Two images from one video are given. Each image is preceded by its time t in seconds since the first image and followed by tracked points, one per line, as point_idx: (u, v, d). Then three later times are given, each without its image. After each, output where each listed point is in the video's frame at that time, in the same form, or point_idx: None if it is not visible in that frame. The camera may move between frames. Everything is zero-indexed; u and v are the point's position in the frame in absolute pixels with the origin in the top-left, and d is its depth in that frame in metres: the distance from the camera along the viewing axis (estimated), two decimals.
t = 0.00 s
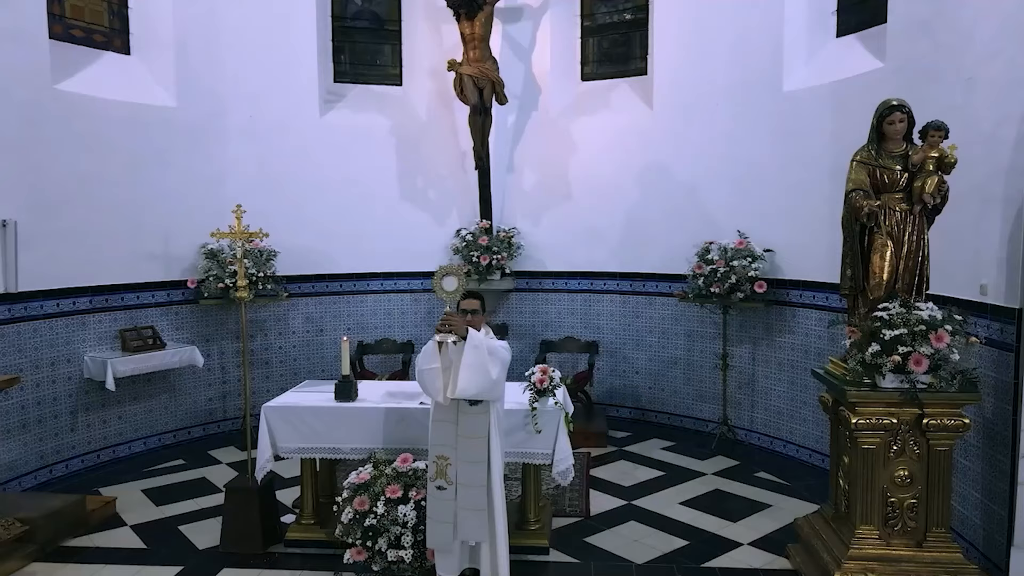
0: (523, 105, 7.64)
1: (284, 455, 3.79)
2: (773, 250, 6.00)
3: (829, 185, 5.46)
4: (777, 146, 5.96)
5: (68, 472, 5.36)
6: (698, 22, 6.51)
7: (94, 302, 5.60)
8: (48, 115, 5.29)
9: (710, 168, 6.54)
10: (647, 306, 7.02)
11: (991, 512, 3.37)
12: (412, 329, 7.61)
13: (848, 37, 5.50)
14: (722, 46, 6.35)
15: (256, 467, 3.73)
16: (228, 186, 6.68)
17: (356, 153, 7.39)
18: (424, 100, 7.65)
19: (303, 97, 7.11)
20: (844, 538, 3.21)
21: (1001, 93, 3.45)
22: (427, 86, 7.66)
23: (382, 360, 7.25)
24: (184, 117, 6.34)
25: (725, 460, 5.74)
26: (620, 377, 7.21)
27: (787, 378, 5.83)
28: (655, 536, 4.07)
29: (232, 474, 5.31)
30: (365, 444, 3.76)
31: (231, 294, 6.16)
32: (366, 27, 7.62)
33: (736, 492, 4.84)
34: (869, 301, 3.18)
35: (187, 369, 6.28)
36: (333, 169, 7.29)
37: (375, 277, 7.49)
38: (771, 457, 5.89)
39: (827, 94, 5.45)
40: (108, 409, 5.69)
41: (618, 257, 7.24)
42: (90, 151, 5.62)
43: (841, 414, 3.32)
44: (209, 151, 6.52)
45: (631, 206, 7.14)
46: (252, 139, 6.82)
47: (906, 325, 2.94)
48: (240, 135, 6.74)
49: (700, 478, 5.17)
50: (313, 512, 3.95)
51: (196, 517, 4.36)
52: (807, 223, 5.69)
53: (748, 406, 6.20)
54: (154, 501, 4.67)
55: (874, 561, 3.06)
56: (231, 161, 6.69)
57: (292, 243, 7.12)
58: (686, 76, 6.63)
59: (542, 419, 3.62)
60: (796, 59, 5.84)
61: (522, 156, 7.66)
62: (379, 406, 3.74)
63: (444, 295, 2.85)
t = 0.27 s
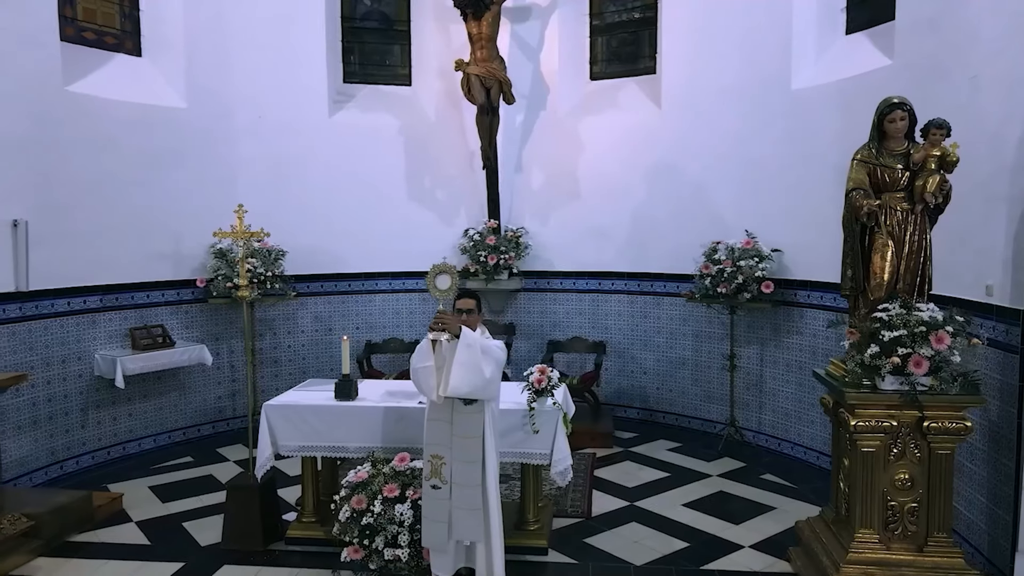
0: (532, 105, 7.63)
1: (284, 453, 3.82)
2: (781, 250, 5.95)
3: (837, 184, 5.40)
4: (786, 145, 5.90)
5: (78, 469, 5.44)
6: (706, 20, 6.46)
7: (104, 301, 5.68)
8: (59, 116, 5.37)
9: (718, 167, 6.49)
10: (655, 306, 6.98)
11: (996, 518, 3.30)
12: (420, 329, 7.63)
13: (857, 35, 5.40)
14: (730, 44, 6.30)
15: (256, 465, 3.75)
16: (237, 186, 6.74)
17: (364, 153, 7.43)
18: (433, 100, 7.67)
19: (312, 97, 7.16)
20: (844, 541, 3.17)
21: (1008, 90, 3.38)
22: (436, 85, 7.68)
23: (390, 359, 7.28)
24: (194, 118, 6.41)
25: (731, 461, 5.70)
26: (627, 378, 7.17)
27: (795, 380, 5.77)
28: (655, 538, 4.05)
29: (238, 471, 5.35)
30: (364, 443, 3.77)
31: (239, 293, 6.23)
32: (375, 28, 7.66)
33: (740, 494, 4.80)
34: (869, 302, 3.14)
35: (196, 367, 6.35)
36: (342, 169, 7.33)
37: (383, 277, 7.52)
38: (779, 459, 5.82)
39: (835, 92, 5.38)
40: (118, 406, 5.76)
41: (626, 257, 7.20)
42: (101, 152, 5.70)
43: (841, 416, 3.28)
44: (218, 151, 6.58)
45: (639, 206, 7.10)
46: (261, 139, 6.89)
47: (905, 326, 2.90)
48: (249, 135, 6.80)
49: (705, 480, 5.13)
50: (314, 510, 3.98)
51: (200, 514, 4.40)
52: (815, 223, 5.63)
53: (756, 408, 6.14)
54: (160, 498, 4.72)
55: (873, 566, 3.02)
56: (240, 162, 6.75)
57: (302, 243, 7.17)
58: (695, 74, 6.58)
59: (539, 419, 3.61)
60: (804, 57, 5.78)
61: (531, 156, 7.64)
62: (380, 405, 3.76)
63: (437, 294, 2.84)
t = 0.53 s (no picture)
0: (541, 104, 7.62)
1: (285, 452, 3.85)
2: (790, 251, 5.88)
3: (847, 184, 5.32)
4: (795, 144, 5.83)
5: (90, 465, 5.54)
6: (715, 18, 6.40)
7: (116, 299, 5.77)
8: (72, 118, 5.47)
9: (727, 167, 6.43)
10: (664, 307, 6.94)
11: (1002, 524, 3.23)
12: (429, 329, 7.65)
13: (868, 32, 5.30)
14: (740, 42, 6.24)
15: (257, 460, 3.82)
16: (248, 186, 6.82)
17: (374, 153, 7.47)
18: (443, 100, 7.68)
19: (322, 98, 7.22)
20: (842, 545, 3.12)
21: (1016, 88, 3.31)
22: (446, 85, 7.69)
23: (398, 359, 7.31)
24: (205, 119, 6.49)
25: (738, 464, 5.64)
26: (636, 378, 7.13)
27: (804, 382, 5.69)
28: (655, 540, 4.02)
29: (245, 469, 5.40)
30: (363, 442, 3.80)
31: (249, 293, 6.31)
32: (386, 28, 7.70)
33: (745, 496, 4.75)
34: (869, 303, 3.09)
35: (207, 366, 6.42)
36: (352, 169, 7.37)
37: (393, 277, 7.55)
38: (787, 461, 5.75)
39: (844, 90, 5.31)
40: (130, 404, 5.85)
41: (635, 257, 7.16)
42: (113, 153, 5.79)
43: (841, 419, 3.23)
44: (229, 152, 6.66)
45: (648, 205, 7.06)
46: (272, 140, 6.96)
47: (904, 328, 2.86)
48: (260, 136, 6.87)
49: (710, 482, 5.09)
50: (315, 508, 4.01)
51: (206, 511, 4.45)
52: (825, 223, 5.55)
53: (765, 410, 6.08)
54: (167, 495, 4.79)
55: (872, 572, 2.97)
56: (251, 162, 6.82)
57: (312, 243, 7.22)
58: (705, 73, 6.53)
59: (537, 420, 3.61)
60: (814, 54, 5.71)
61: (540, 155, 7.63)
62: (378, 404, 3.78)
63: (430, 294, 2.84)
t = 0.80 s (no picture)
0: (549, 104, 7.60)
1: (286, 450, 3.88)
2: (797, 251, 5.83)
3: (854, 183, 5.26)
4: (802, 143, 5.78)
5: (99, 462, 5.61)
6: (723, 16, 6.36)
7: (125, 299, 5.84)
8: (82, 120, 5.54)
9: (735, 167, 6.38)
10: (671, 307, 6.90)
11: (1005, 529, 3.18)
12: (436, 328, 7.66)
13: (877, 30, 5.24)
14: (747, 40, 6.19)
15: (258, 460, 3.84)
16: (256, 186, 6.87)
17: (382, 153, 7.50)
18: (450, 100, 7.69)
19: (330, 98, 7.25)
20: (841, 549, 3.09)
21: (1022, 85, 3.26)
22: (453, 85, 7.70)
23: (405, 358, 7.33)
24: (214, 120, 6.55)
25: (744, 465, 5.60)
26: (643, 379, 7.10)
27: (811, 383, 5.64)
28: (655, 542, 4.00)
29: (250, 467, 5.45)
30: (363, 441, 3.81)
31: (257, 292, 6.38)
32: (394, 29, 7.72)
33: (748, 498, 4.71)
34: (869, 304, 3.05)
35: (215, 365, 6.48)
36: (359, 170, 7.41)
37: (400, 277, 7.57)
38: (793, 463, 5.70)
39: (852, 89, 5.25)
40: (139, 402, 5.92)
41: (642, 257, 7.13)
42: (122, 154, 5.86)
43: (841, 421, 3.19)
44: (238, 152, 6.72)
45: (655, 205, 7.02)
46: (281, 140, 7.01)
47: (903, 329, 2.83)
48: (268, 136, 6.92)
49: (713, 484, 5.06)
50: (316, 507, 4.04)
51: (210, 508, 4.49)
52: (832, 223, 5.50)
53: (772, 411, 6.02)
54: (173, 492, 4.83)
55: None
56: (259, 163, 6.87)
57: (320, 243, 7.26)
58: (712, 72, 6.48)
59: (535, 420, 3.60)
60: (821, 52, 5.65)
61: (547, 155, 7.62)
62: (378, 403, 3.79)
63: (424, 294, 2.85)
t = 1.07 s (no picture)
0: (557, 104, 7.59)
1: (286, 449, 3.91)
2: (804, 251, 5.77)
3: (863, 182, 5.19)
4: (810, 142, 5.71)
5: (109, 459, 5.70)
6: (731, 15, 6.31)
7: (135, 298, 5.91)
8: (92, 121, 5.62)
9: (743, 166, 6.32)
10: (678, 308, 6.85)
11: (1009, 534, 3.12)
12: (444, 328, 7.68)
13: (886, 26, 5.16)
14: (756, 39, 6.13)
15: (259, 458, 3.89)
16: (265, 187, 6.93)
17: (390, 153, 7.52)
18: (459, 100, 7.70)
19: (339, 99, 7.29)
20: (840, 553, 3.04)
21: None
22: (461, 86, 7.71)
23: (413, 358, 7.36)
24: (223, 121, 6.61)
25: (750, 468, 5.55)
26: (651, 380, 7.06)
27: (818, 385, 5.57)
28: (655, 543, 3.97)
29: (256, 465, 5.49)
30: (362, 440, 3.82)
31: (265, 292, 6.47)
32: (403, 30, 7.75)
33: (752, 501, 4.67)
34: (868, 305, 3.02)
35: (224, 363, 6.54)
36: (368, 170, 7.44)
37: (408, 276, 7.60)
38: (801, 466, 5.64)
39: (860, 87, 5.18)
40: (149, 400, 6.00)
41: (650, 257, 7.09)
42: (132, 155, 5.94)
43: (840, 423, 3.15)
44: (247, 153, 6.78)
45: (663, 205, 6.98)
46: (290, 141, 7.06)
47: (901, 330, 2.81)
48: (277, 137, 6.98)
49: (717, 486, 5.02)
50: (317, 505, 4.06)
51: (215, 506, 4.54)
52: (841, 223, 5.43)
53: (779, 413, 5.96)
54: (179, 489, 4.89)
55: None
56: (268, 163, 6.93)
57: (329, 243, 7.30)
58: (721, 71, 6.43)
59: (533, 420, 3.60)
60: (830, 51, 5.59)
61: (556, 155, 7.60)
62: (377, 403, 3.81)
63: (417, 293, 2.87)
